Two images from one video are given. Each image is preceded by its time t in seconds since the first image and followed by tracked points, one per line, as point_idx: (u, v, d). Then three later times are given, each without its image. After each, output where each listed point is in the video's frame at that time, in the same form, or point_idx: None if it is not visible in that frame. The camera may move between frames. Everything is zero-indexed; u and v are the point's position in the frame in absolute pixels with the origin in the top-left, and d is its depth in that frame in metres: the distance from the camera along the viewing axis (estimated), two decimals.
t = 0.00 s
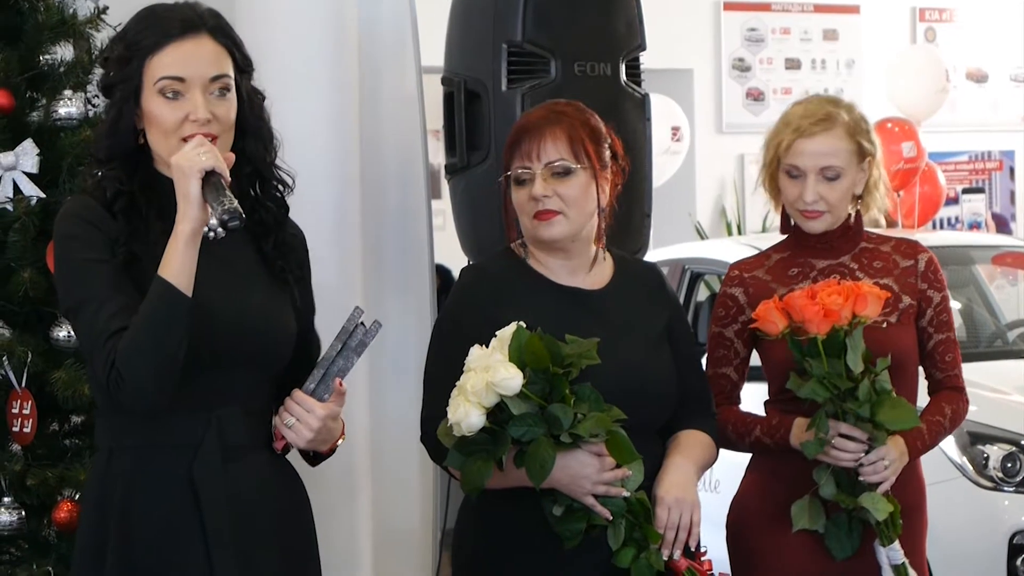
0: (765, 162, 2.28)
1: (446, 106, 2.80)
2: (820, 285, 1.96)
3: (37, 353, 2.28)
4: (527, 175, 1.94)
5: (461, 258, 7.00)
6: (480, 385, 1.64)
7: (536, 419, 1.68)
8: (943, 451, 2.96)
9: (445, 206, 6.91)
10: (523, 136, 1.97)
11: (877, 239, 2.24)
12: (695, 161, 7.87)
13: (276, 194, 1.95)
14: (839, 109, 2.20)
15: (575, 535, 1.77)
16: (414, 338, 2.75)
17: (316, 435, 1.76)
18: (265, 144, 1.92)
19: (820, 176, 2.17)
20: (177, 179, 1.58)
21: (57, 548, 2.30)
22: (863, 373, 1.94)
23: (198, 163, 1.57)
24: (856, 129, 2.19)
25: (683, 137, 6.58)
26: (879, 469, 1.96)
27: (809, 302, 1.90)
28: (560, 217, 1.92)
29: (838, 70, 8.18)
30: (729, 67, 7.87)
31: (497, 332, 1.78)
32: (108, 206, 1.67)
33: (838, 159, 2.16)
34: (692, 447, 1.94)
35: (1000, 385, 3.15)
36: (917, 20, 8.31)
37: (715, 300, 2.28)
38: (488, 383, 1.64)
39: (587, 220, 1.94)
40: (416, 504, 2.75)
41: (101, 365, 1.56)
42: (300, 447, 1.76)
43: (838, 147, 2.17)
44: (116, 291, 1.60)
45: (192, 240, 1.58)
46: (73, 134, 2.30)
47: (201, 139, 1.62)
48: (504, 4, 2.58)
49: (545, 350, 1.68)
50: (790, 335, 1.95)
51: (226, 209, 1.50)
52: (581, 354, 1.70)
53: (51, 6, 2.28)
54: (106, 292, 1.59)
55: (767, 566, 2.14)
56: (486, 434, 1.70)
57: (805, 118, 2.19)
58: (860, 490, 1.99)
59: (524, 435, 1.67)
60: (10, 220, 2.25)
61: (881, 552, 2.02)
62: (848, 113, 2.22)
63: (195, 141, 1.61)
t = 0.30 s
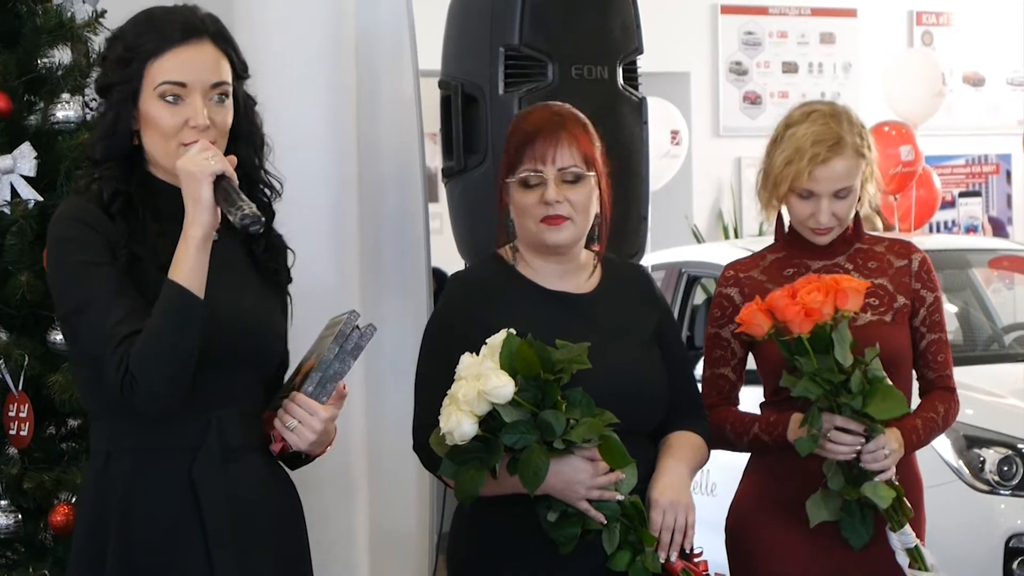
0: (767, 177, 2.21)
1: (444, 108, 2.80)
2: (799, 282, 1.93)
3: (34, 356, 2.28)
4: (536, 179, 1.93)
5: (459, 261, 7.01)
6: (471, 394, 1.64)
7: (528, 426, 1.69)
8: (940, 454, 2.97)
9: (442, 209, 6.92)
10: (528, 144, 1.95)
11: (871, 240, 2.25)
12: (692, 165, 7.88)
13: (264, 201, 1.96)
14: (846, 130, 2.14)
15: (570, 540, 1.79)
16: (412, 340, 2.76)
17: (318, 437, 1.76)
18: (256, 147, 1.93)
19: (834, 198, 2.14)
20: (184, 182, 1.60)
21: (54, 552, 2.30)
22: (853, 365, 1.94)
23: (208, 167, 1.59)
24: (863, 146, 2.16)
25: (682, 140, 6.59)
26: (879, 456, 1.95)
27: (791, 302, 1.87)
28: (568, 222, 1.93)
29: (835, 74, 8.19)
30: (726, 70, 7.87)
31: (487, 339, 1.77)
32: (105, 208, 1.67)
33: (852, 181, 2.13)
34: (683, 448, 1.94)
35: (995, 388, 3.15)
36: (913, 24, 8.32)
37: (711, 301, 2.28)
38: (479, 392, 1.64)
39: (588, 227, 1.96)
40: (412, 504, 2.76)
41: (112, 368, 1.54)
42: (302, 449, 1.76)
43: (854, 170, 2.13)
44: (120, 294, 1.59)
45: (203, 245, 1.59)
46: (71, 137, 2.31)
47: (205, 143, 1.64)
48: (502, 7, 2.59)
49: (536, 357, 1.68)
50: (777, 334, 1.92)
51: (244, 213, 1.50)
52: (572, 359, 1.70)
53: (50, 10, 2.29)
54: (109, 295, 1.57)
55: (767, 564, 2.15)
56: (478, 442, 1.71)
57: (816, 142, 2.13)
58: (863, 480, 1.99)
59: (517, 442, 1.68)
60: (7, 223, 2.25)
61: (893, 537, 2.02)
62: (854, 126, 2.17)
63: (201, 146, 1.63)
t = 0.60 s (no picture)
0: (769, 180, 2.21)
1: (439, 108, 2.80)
2: (799, 277, 1.93)
3: (29, 358, 2.28)
4: (548, 177, 1.93)
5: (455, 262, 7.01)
6: (462, 398, 1.64)
7: (520, 429, 1.69)
8: (937, 454, 2.97)
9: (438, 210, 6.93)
10: (538, 144, 1.94)
11: (864, 237, 2.26)
12: (688, 165, 7.88)
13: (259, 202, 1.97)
14: (850, 138, 2.15)
15: (564, 541, 1.77)
16: (407, 339, 2.76)
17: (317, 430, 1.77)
18: (247, 148, 1.94)
19: (837, 203, 2.15)
20: (200, 178, 1.60)
21: (50, 552, 2.30)
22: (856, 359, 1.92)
23: (223, 162, 1.60)
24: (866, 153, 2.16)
25: (679, 141, 6.60)
26: (882, 450, 1.93)
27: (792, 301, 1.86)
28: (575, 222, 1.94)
29: (831, 74, 8.20)
30: (721, 70, 7.88)
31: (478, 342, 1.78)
32: (108, 204, 1.67)
33: (855, 187, 2.14)
34: (676, 446, 1.95)
35: (991, 387, 3.16)
36: (908, 24, 8.34)
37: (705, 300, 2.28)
38: (470, 396, 1.64)
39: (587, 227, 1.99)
40: (410, 504, 2.75)
41: (126, 361, 1.53)
42: (300, 444, 1.77)
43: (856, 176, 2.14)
44: (131, 291, 1.59)
45: (219, 237, 1.61)
46: (65, 138, 2.31)
47: (215, 139, 1.65)
48: (497, 8, 2.59)
49: (528, 360, 1.68)
50: (777, 332, 1.92)
51: (266, 204, 1.55)
52: (563, 361, 1.70)
53: (44, 11, 2.29)
54: (121, 291, 1.57)
55: (764, 563, 2.16)
56: (472, 446, 1.71)
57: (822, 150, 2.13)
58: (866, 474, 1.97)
59: (509, 446, 1.68)
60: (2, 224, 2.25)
61: (896, 528, 2.01)
62: (856, 133, 2.19)
63: (211, 142, 1.64)
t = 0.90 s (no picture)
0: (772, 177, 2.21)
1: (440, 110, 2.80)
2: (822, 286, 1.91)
3: (30, 360, 2.28)
4: (555, 177, 1.93)
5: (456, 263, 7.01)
6: (462, 403, 1.65)
7: (520, 435, 1.68)
8: (938, 455, 2.96)
9: (439, 211, 6.93)
10: (544, 144, 1.94)
11: (865, 239, 2.25)
12: (689, 167, 7.88)
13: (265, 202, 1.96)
14: (853, 135, 2.14)
15: (564, 546, 1.77)
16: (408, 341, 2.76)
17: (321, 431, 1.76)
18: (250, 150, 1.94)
19: (840, 200, 2.14)
20: (213, 174, 1.61)
21: (51, 555, 2.30)
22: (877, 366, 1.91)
23: (237, 159, 1.62)
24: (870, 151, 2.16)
25: (680, 142, 6.60)
26: (898, 453, 1.92)
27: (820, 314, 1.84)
28: (579, 224, 1.94)
29: (832, 75, 8.20)
30: (723, 71, 7.88)
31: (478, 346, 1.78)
32: (116, 204, 1.67)
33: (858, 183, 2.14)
34: (677, 449, 1.95)
35: (993, 389, 3.15)
36: (909, 25, 8.33)
37: (707, 303, 2.27)
38: (470, 402, 1.65)
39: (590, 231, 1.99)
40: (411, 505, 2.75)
41: (143, 357, 1.53)
42: (304, 443, 1.77)
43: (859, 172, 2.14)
44: (141, 289, 1.57)
45: (233, 233, 1.61)
46: (66, 140, 2.30)
47: (225, 137, 1.66)
48: (498, 9, 2.59)
49: (527, 365, 1.68)
50: (802, 343, 1.90)
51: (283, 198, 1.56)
52: (563, 365, 1.70)
53: (45, 13, 2.29)
54: (135, 284, 1.57)
55: (765, 563, 2.15)
56: (471, 451, 1.70)
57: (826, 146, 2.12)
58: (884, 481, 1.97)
59: (509, 451, 1.67)
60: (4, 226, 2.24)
61: (905, 530, 2.00)
62: (858, 132, 2.19)
63: (223, 140, 1.65)
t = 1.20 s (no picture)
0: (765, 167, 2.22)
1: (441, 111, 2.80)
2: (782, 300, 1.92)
3: (31, 361, 2.28)
4: (560, 177, 1.93)
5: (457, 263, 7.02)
6: (460, 406, 1.65)
7: (518, 437, 1.68)
8: (939, 456, 2.96)
9: (439, 212, 6.93)
10: (550, 145, 1.94)
11: (864, 241, 2.25)
12: (690, 167, 7.89)
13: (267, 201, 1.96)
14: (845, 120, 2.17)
15: (564, 546, 1.77)
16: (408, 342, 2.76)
17: (321, 434, 1.75)
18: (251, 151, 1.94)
19: (835, 187, 2.14)
20: (210, 179, 1.61)
21: (52, 556, 2.30)
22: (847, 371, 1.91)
23: (234, 162, 1.61)
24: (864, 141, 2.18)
25: (680, 142, 6.60)
26: (887, 448, 1.94)
27: (778, 326, 1.85)
28: (582, 225, 1.94)
29: (832, 76, 8.20)
30: (723, 72, 7.88)
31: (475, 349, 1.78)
32: (119, 211, 1.66)
33: (852, 170, 2.15)
34: (678, 449, 1.95)
35: (994, 389, 3.15)
36: (910, 26, 8.33)
37: (708, 305, 2.27)
38: (467, 404, 1.65)
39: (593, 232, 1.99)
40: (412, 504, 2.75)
41: (138, 365, 1.53)
42: (304, 447, 1.76)
43: (853, 158, 2.14)
44: (141, 293, 1.58)
45: (229, 237, 1.61)
46: (68, 141, 2.30)
47: (223, 142, 1.65)
48: (499, 10, 2.59)
49: (522, 367, 1.68)
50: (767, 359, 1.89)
51: (276, 203, 1.56)
52: (562, 366, 1.70)
53: (46, 14, 2.29)
54: (130, 292, 1.57)
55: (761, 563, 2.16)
56: (471, 452, 1.71)
57: (819, 129, 2.14)
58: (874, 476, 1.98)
59: (508, 453, 1.67)
60: (5, 227, 2.24)
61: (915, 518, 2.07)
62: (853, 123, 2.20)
63: (221, 144, 1.64)
